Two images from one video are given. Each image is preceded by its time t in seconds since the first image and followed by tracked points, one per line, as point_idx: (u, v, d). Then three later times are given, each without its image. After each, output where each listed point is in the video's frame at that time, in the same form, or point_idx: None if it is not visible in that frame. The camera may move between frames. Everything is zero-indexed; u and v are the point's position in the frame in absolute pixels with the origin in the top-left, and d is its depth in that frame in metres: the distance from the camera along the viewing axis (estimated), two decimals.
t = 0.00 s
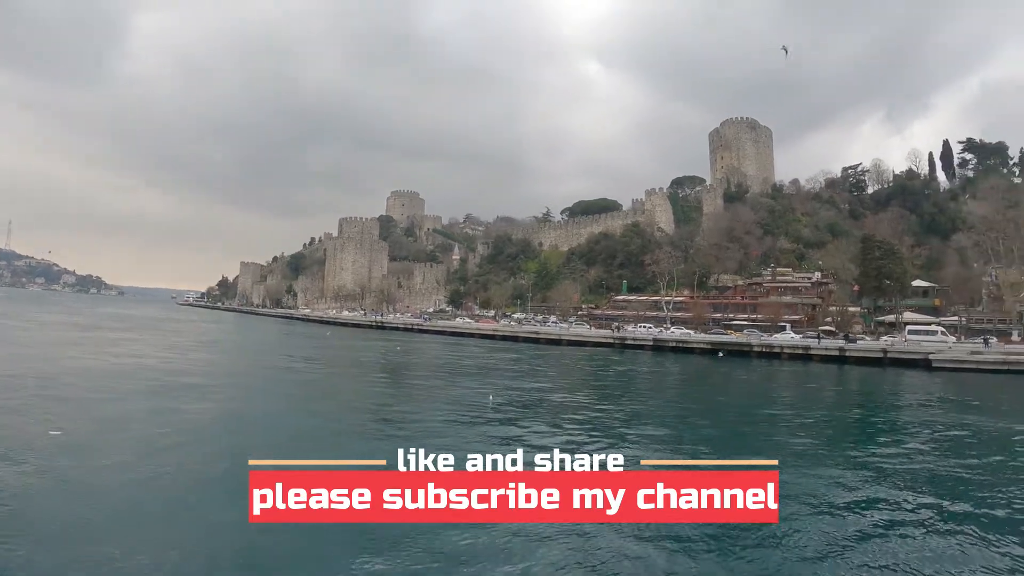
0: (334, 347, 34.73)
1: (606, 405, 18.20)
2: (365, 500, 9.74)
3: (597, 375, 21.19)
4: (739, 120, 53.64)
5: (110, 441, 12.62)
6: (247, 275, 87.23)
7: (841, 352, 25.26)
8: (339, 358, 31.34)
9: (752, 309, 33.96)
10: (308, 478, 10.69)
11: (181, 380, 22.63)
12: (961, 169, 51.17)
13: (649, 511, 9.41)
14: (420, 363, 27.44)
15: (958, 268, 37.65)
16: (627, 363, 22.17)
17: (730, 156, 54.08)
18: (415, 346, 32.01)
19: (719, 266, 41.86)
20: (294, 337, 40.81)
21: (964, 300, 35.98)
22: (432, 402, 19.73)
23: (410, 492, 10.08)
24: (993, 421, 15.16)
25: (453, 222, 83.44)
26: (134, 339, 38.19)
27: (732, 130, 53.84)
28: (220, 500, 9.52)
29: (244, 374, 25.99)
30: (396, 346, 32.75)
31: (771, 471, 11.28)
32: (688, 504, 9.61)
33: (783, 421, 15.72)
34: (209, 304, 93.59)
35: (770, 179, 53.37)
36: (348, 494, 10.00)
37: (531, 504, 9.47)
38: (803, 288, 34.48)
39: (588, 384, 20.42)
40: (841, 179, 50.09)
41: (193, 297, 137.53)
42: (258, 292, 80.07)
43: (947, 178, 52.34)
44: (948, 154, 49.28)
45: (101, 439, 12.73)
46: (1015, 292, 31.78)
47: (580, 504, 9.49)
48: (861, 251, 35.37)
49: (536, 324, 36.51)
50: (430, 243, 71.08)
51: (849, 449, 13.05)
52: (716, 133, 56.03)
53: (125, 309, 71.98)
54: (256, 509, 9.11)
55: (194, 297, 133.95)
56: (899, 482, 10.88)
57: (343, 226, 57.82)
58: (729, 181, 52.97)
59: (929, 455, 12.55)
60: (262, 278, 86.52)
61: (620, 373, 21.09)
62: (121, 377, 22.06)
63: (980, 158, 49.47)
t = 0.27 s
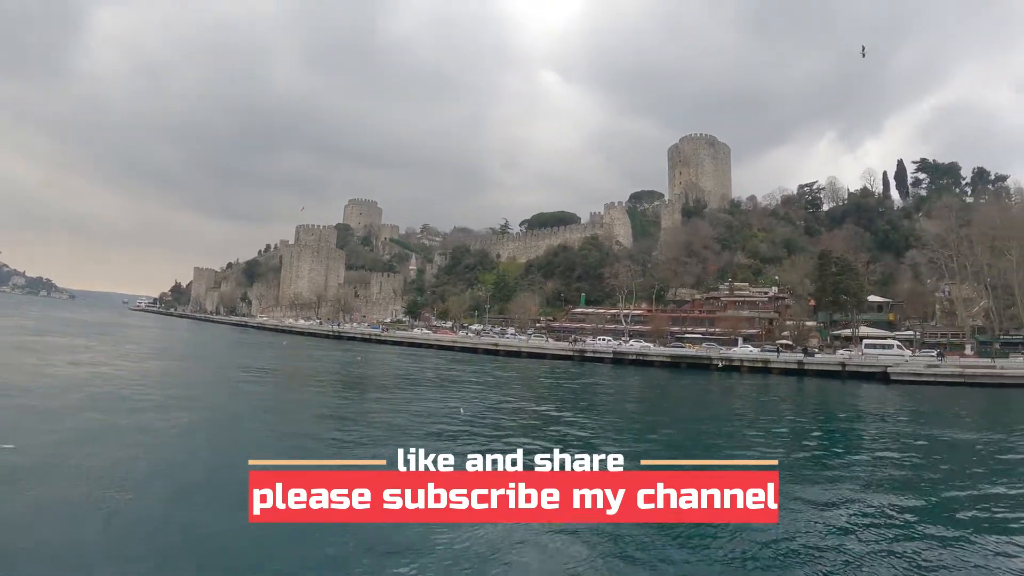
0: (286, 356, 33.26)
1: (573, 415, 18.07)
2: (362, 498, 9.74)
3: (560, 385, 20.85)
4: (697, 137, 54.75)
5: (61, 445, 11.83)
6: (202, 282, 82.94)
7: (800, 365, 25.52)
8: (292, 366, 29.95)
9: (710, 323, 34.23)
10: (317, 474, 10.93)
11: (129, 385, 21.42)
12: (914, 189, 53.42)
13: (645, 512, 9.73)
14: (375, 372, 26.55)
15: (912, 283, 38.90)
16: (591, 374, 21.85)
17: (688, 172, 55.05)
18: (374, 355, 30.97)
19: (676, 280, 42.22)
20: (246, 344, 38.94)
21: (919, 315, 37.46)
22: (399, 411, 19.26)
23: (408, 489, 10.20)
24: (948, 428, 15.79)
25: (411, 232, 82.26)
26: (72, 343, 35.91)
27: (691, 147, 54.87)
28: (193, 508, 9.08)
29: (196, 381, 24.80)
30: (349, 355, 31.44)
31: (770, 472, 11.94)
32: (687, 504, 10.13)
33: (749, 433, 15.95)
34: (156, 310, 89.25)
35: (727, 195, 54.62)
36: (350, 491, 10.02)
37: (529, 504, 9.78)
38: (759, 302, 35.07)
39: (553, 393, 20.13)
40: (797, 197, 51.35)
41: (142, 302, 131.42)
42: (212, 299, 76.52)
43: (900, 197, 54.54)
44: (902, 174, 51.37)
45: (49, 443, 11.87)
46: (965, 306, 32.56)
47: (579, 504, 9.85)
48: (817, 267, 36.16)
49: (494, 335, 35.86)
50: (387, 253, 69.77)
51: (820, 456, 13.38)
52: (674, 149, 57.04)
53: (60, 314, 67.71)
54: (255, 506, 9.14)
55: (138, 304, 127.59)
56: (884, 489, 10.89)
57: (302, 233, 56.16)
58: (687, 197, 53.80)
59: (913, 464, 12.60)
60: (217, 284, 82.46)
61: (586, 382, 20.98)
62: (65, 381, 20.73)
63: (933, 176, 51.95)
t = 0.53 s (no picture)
0: (249, 363, 32.21)
1: (548, 419, 18.20)
2: (367, 499, 12.48)
3: (531, 393, 20.68)
4: (667, 150, 55.55)
5: (54, 482, 12.31)
6: (162, 287, 78.36)
7: (770, 376, 25.62)
8: (257, 374, 29.04)
9: (679, 334, 34.40)
10: (345, 479, 13.97)
11: (99, 404, 21.14)
12: (879, 204, 55.19)
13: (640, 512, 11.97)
14: (341, 380, 25.96)
15: (878, 297, 39.91)
16: (564, 382, 21.87)
17: (657, 184, 55.75)
18: (344, 361, 30.27)
19: (646, 291, 42.42)
20: (211, 350, 37.88)
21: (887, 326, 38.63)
22: (374, 419, 19.20)
23: (413, 490, 13.23)
24: (911, 434, 16.45)
25: (378, 240, 80.96)
26: (28, 348, 34.56)
27: (660, 159, 55.65)
28: (235, 517, 11.04)
29: (170, 392, 24.59)
30: (316, 363, 30.57)
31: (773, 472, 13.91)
32: (688, 504, 12.47)
33: (720, 439, 16.29)
34: (116, 315, 86.09)
35: (696, 208, 55.49)
36: (356, 493, 12.87)
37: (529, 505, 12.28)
38: (728, 314, 35.42)
39: (526, 399, 20.03)
40: (765, 211, 52.27)
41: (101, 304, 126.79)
42: (173, 305, 72.89)
43: (867, 211, 56.31)
44: (868, 190, 53.04)
45: (38, 481, 12.30)
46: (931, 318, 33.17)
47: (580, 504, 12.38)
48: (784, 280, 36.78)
49: (464, 345, 35.30)
50: (355, 261, 68.56)
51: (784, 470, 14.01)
52: (644, 161, 57.74)
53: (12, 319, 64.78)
54: (259, 508, 11.51)
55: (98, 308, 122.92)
56: (853, 509, 11.35)
57: (268, 239, 54.23)
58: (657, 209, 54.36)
59: (886, 481, 12.97)
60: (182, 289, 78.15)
61: (560, 389, 21.04)
62: (33, 402, 20.45)
63: (898, 191, 53.74)
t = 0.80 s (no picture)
0: (245, 368, 31.96)
1: (550, 422, 18.21)
2: (367, 499, 12.56)
3: (532, 396, 20.63)
4: (663, 154, 55.74)
5: (54, 486, 12.29)
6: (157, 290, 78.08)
7: (771, 380, 25.66)
8: (254, 379, 28.83)
9: (677, 338, 34.37)
10: (345, 478, 14.04)
11: (97, 409, 21.05)
12: (874, 208, 55.51)
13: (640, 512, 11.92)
14: (339, 385, 25.81)
15: (875, 301, 40.15)
16: (564, 386, 21.86)
17: (652, 188, 55.89)
18: (343, 364, 30.34)
19: (643, 295, 42.42)
20: (208, 354, 37.68)
21: (884, 329, 38.77)
22: (375, 423, 19.16)
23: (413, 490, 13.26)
24: (911, 434, 16.57)
25: (374, 245, 80.61)
26: (22, 352, 34.27)
27: (656, 163, 55.85)
28: (237, 520, 11.05)
29: (168, 396, 24.52)
30: (312, 368, 30.35)
31: (772, 472, 13.85)
32: (687, 504, 12.36)
33: (722, 441, 16.34)
34: (110, 319, 85.39)
35: (692, 212, 55.60)
36: (356, 493, 12.96)
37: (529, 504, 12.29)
38: (725, 317, 35.46)
39: (527, 403, 20.02)
40: (761, 214, 52.47)
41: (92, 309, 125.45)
42: (168, 308, 72.94)
43: (862, 215, 56.63)
44: (863, 194, 53.34)
45: (39, 485, 12.28)
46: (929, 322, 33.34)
47: (580, 503, 12.34)
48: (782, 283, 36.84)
49: (462, 349, 35.09)
50: (349, 265, 68.31)
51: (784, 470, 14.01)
52: (639, 165, 57.89)
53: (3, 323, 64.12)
54: (259, 509, 11.62)
55: (90, 312, 121.93)
56: (854, 510, 11.33)
57: (263, 243, 53.97)
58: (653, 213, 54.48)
59: (888, 482, 12.95)
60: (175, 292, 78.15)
61: (560, 392, 21.03)
62: (30, 406, 20.35)
63: (893, 195, 54.27)
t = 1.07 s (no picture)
0: (244, 370, 31.84)
1: (552, 424, 18.20)
2: (367, 499, 12.61)
3: (533, 398, 20.60)
4: (661, 155, 55.81)
5: (55, 487, 12.28)
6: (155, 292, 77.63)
7: (774, 381, 25.66)
8: (253, 381, 28.74)
9: (678, 339, 34.34)
10: (345, 479, 14.07)
11: (96, 411, 21.00)
12: (872, 209, 55.68)
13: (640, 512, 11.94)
14: (339, 387, 25.74)
15: (874, 302, 40.31)
16: (566, 388, 21.84)
17: (651, 189, 55.98)
18: (343, 366, 30.30)
19: (643, 297, 42.41)
20: (207, 357, 37.53)
21: (883, 330, 38.90)
22: (376, 426, 19.11)
23: (413, 490, 13.29)
24: (912, 434, 16.61)
25: (372, 246, 80.44)
26: (19, 354, 34.14)
27: (654, 165, 55.92)
28: (239, 521, 11.08)
29: (168, 399, 24.47)
30: (312, 370, 30.24)
31: (772, 472, 13.92)
32: (687, 503, 12.42)
33: (725, 443, 16.35)
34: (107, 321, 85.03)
35: (690, 213, 55.66)
36: (356, 493, 13.01)
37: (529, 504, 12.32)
38: (726, 319, 35.50)
39: (528, 405, 19.98)
40: (760, 216, 52.55)
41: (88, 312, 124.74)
42: (166, 310, 72.54)
43: (860, 216, 56.81)
44: (861, 195, 53.52)
45: (39, 487, 12.26)
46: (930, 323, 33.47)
47: (580, 504, 12.36)
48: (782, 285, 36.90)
49: (463, 352, 35.02)
50: (347, 266, 68.15)
51: (785, 470, 14.01)
52: (637, 167, 57.95)
53: None
54: (259, 509, 11.69)
55: (88, 314, 121.49)
56: (857, 514, 11.30)
57: (261, 245, 53.75)
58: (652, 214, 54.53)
59: (890, 485, 12.92)
60: (173, 295, 77.78)
61: (562, 394, 21.01)
62: (29, 409, 20.29)
63: (892, 196, 54.48)
